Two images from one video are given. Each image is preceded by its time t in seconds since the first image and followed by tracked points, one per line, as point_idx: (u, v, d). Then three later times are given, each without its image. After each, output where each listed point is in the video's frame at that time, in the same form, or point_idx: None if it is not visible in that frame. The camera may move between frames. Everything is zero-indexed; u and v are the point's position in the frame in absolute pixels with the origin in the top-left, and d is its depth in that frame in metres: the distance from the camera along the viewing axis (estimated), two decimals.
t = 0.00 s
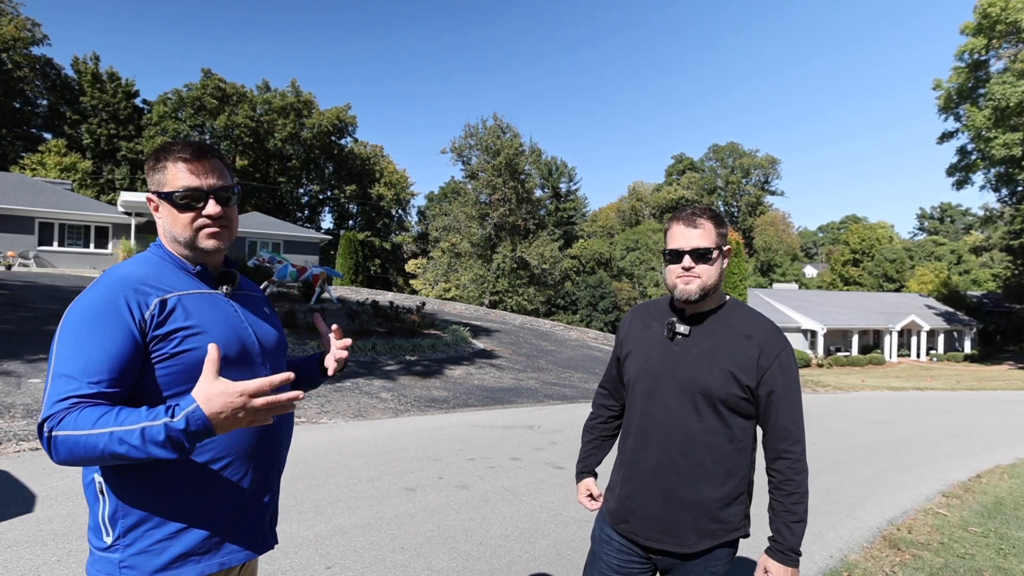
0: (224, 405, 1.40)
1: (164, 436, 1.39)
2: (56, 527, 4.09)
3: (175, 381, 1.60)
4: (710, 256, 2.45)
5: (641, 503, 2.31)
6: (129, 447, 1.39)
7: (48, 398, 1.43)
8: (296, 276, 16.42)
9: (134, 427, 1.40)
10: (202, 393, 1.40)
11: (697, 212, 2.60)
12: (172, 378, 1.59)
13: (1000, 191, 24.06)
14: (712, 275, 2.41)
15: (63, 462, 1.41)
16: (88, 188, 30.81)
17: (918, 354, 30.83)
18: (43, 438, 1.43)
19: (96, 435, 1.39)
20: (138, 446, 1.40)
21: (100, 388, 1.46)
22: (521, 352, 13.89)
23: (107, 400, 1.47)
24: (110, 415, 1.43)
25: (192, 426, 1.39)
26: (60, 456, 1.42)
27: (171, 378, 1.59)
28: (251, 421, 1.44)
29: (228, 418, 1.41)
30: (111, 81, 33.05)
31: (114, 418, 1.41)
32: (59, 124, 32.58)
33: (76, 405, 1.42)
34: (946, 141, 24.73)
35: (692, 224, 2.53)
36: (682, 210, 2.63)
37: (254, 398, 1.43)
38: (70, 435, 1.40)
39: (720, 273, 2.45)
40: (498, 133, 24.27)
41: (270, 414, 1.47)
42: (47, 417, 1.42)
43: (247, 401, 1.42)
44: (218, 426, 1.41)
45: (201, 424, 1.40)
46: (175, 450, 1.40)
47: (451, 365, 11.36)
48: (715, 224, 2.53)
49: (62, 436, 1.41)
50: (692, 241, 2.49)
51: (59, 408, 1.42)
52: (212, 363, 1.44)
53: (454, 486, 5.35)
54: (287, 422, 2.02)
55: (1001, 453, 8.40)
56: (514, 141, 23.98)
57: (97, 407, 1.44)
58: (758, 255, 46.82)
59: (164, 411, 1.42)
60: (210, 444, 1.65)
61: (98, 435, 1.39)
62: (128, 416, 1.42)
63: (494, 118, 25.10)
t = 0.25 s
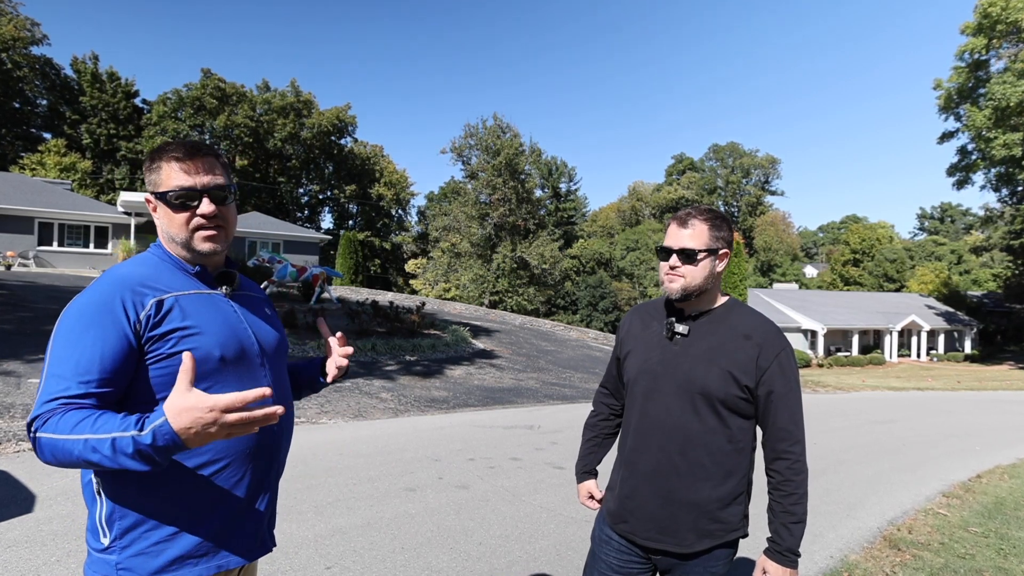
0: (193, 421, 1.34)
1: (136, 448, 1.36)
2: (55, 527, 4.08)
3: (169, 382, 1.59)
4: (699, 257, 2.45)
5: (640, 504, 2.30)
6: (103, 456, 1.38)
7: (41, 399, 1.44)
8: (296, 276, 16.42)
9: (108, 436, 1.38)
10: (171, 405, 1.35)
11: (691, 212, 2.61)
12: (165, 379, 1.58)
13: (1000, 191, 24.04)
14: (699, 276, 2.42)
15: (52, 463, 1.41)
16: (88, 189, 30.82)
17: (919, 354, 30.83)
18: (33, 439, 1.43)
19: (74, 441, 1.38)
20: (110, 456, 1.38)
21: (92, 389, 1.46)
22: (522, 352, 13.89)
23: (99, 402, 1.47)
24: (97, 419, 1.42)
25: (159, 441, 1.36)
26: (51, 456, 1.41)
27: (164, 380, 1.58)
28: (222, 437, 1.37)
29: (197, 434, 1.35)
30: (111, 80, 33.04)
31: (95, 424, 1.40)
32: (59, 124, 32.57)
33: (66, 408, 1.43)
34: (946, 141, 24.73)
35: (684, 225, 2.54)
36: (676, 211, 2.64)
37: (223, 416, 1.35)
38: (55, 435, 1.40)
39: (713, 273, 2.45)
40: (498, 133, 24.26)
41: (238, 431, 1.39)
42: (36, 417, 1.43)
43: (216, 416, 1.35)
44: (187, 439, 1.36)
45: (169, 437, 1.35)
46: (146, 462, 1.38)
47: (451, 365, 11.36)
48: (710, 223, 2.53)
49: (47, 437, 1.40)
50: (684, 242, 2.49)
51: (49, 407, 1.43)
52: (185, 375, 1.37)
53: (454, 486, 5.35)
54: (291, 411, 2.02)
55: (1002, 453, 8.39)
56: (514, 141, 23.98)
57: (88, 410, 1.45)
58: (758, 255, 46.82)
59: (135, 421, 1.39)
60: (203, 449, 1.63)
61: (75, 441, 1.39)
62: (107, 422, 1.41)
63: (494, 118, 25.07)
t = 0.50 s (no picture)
0: (235, 449, 1.38)
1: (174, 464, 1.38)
2: (55, 528, 4.07)
3: (172, 384, 1.58)
4: (695, 257, 2.45)
5: (639, 505, 2.30)
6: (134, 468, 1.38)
7: (43, 401, 1.42)
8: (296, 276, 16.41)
9: (145, 450, 1.39)
10: (216, 429, 1.39)
11: (691, 212, 2.60)
12: (169, 380, 1.58)
13: (1001, 191, 24.02)
14: (693, 277, 2.41)
15: (59, 467, 1.39)
16: (87, 188, 30.82)
17: (919, 354, 30.82)
18: (35, 443, 1.40)
19: (101, 451, 1.37)
20: (146, 470, 1.39)
21: (94, 394, 1.45)
22: (522, 352, 13.89)
23: (101, 405, 1.46)
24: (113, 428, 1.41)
25: (202, 460, 1.40)
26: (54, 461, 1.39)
27: (167, 381, 1.58)
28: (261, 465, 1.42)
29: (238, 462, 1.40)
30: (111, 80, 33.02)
31: (122, 434, 1.40)
32: (59, 123, 32.57)
33: (73, 414, 1.41)
34: (947, 141, 24.70)
35: (684, 225, 2.53)
36: (676, 211, 2.63)
37: (266, 446, 1.40)
38: (72, 444, 1.38)
39: (710, 273, 2.44)
40: (498, 133, 24.24)
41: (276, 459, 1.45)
42: (43, 421, 1.40)
43: (257, 446, 1.40)
44: (228, 463, 1.40)
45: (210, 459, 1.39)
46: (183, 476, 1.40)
47: (451, 365, 11.36)
48: (709, 224, 2.52)
49: (61, 445, 1.38)
50: (682, 242, 2.50)
51: (54, 413, 1.41)
52: (232, 405, 1.40)
53: (454, 487, 5.34)
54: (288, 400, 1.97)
55: (1002, 453, 8.39)
56: (514, 141, 23.97)
57: (96, 415, 1.44)
58: (758, 255, 46.82)
59: (177, 438, 1.42)
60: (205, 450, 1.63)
61: (104, 451, 1.37)
62: (138, 436, 1.40)
63: (494, 118, 25.05)
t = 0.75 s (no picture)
0: (274, 364, 1.50)
1: (225, 396, 1.41)
2: (54, 528, 4.06)
3: (187, 377, 1.59)
4: (696, 257, 2.44)
5: (641, 503, 2.29)
6: (186, 421, 1.40)
7: (66, 398, 1.40)
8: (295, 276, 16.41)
9: (193, 397, 1.41)
10: (251, 353, 1.47)
11: (693, 212, 2.60)
12: (184, 376, 1.58)
13: (1001, 191, 24.01)
14: (695, 277, 2.41)
15: (96, 457, 1.38)
16: (87, 188, 30.82)
17: (919, 354, 30.83)
18: (65, 436, 1.38)
19: (151, 414, 1.38)
20: (200, 414, 1.40)
21: (118, 384, 1.43)
22: (522, 352, 13.89)
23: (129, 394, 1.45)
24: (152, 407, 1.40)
25: (252, 382, 1.45)
26: (84, 452, 1.38)
27: (185, 374, 1.58)
28: (291, 372, 1.55)
29: (275, 371, 1.51)
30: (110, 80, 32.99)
31: (162, 397, 1.41)
32: (59, 123, 32.55)
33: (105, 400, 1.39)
34: (947, 140, 24.68)
35: (686, 225, 2.53)
36: (677, 211, 2.63)
37: (295, 356, 1.55)
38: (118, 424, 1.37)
39: (711, 273, 2.43)
40: (498, 133, 24.23)
41: (301, 367, 1.60)
42: (75, 413, 1.38)
43: (289, 358, 1.54)
44: (269, 375, 1.49)
45: (255, 378, 1.46)
46: (236, 410, 1.44)
47: (451, 365, 11.36)
48: (712, 224, 2.51)
49: (101, 428, 1.37)
50: (683, 242, 2.49)
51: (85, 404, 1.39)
52: (259, 329, 1.51)
53: (454, 487, 5.33)
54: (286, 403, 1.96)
55: (1002, 453, 8.38)
56: (514, 141, 23.97)
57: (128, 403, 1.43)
58: (758, 255, 46.83)
59: (224, 374, 1.45)
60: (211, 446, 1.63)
61: (156, 412, 1.38)
62: (181, 390, 1.42)
63: (494, 118, 25.04)
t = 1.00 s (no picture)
0: (287, 342, 1.44)
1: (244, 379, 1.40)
2: (54, 528, 4.05)
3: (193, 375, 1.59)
4: (698, 257, 2.43)
5: (641, 503, 2.28)
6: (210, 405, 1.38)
7: (76, 397, 1.40)
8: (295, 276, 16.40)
9: (208, 385, 1.39)
10: (262, 334, 1.44)
11: (695, 212, 2.59)
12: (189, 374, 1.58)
13: (1002, 191, 23.99)
14: (696, 277, 2.40)
15: (120, 451, 1.37)
16: (87, 188, 30.82)
17: (920, 354, 30.82)
18: (88, 431, 1.38)
19: (169, 402, 1.36)
20: (215, 402, 1.39)
21: (132, 379, 1.43)
22: (522, 352, 13.89)
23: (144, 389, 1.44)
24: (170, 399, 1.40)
25: (267, 366, 1.42)
26: (107, 447, 1.37)
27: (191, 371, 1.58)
28: (310, 346, 1.50)
29: (292, 344, 1.46)
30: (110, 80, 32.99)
31: (179, 385, 1.39)
32: (58, 123, 32.53)
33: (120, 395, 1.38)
34: (948, 140, 24.66)
35: (688, 225, 2.52)
36: (680, 211, 2.62)
37: (314, 330, 1.49)
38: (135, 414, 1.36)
39: (712, 274, 2.42)
40: (498, 133, 24.22)
41: (321, 340, 1.54)
42: (93, 410, 1.37)
43: (305, 334, 1.49)
44: (283, 353, 1.45)
45: (269, 360, 1.42)
46: (252, 396, 1.41)
47: (451, 365, 11.35)
48: (714, 225, 2.50)
49: (121, 422, 1.36)
50: (686, 243, 2.48)
51: (101, 398, 1.37)
52: (267, 310, 1.47)
53: (453, 487, 5.33)
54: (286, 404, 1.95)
55: (1002, 453, 8.38)
56: (514, 141, 23.96)
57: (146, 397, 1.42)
58: (758, 255, 46.82)
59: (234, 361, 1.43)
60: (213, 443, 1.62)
61: (172, 402, 1.36)
62: (197, 376, 1.40)
63: (494, 118, 25.02)
